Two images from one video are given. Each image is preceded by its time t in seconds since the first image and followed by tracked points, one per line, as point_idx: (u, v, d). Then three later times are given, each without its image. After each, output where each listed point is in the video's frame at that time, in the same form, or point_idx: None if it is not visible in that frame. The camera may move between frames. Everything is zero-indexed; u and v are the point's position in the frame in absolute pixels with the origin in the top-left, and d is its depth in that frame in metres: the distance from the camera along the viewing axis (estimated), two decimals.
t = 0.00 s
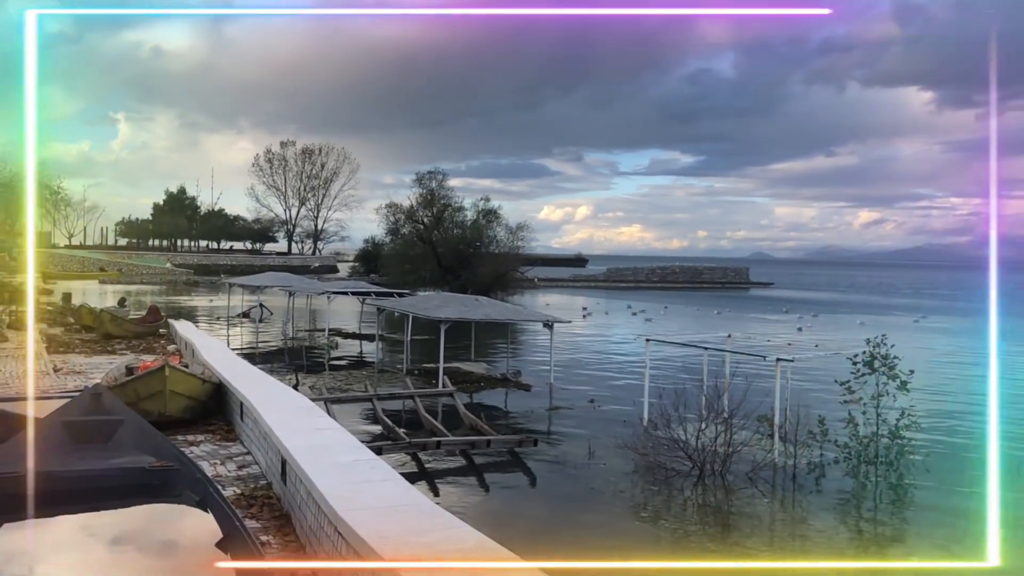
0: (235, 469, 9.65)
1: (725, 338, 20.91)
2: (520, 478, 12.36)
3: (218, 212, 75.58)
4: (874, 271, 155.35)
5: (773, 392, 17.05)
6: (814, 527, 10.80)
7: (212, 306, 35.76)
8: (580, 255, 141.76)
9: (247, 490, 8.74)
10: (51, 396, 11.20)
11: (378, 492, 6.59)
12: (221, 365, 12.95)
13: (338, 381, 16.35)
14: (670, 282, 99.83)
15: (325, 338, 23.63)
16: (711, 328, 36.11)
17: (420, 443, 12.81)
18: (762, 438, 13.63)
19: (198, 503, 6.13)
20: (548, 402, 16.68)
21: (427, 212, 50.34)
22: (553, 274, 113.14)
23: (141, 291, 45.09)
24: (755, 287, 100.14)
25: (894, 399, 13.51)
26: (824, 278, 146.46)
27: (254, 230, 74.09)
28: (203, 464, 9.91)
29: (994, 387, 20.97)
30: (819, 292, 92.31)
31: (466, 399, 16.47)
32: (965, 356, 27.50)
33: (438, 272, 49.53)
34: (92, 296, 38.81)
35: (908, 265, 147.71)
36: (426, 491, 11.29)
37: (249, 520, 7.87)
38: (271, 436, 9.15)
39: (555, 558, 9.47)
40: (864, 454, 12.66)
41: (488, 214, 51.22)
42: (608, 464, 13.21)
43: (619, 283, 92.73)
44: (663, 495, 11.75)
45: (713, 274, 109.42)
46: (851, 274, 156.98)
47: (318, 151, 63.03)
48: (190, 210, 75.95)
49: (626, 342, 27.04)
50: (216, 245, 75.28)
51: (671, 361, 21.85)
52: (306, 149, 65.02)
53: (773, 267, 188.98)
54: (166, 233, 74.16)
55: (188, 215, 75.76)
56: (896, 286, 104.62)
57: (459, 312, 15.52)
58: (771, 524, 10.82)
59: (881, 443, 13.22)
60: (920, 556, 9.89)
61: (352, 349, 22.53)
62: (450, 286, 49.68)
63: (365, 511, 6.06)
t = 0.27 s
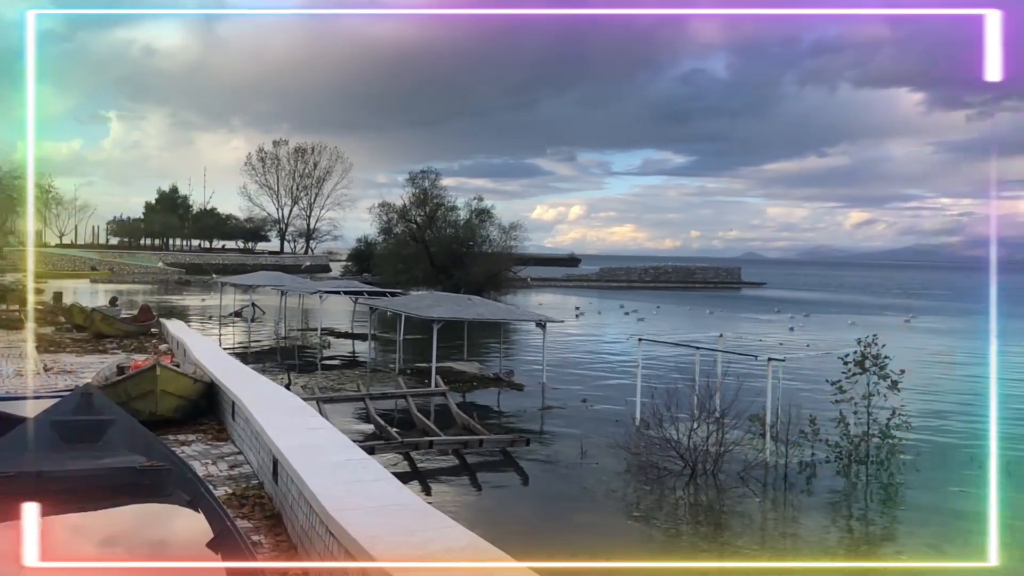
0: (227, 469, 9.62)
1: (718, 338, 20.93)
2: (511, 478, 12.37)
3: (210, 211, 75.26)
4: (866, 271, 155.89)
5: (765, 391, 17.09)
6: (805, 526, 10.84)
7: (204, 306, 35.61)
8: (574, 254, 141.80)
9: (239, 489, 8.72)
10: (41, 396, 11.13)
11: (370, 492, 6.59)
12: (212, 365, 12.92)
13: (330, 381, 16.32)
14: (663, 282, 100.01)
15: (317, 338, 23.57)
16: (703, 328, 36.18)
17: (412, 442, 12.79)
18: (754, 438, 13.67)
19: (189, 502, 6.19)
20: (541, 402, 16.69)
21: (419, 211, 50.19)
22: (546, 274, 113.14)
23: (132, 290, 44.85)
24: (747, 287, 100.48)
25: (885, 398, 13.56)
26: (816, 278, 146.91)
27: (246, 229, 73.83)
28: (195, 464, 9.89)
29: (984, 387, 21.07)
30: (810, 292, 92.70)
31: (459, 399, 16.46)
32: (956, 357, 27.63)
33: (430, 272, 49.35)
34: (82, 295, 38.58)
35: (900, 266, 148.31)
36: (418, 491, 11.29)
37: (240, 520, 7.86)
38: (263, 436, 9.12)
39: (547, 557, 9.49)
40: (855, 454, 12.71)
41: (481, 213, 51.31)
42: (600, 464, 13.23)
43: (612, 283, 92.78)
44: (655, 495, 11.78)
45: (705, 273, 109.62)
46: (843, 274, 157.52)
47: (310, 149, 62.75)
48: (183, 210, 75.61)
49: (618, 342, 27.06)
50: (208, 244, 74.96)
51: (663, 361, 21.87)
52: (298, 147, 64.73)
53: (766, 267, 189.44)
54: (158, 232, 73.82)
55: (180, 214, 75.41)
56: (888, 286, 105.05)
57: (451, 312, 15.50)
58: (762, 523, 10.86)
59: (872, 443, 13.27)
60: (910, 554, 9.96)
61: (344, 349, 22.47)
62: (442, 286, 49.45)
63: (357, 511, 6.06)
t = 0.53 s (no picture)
0: (217, 470, 9.58)
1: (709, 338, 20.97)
2: (503, 478, 12.38)
3: (201, 212, 75.00)
4: (857, 272, 156.59)
5: (756, 392, 17.14)
6: (796, 526, 10.87)
7: (195, 306, 35.48)
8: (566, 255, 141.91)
9: (229, 490, 8.68)
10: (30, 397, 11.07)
11: (361, 492, 6.57)
12: (203, 365, 12.88)
13: (322, 381, 16.29)
14: (655, 283, 100.28)
15: (309, 338, 23.52)
16: (695, 328, 36.30)
17: (404, 443, 12.74)
18: (745, 438, 13.70)
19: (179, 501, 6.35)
20: (533, 402, 16.70)
21: (411, 211, 50.36)
22: (538, 274, 113.32)
23: (124, 291, 44.64)
24: (739, 288, 100.89)
25: (876, 399, 13.61)
26: (808, 279, 147.49)
27: (237, 230, 73.66)
28: (185, 465, 9.84)
29: (973, 387, 21.19)
30: (802, 292, 93.13)
31: (450, 399, 16.45)
32: (946, 357, 27.81)
33: (423, 272, 49.33)
34: (73, 296, 38.38)
35: (891, 266, 149.03)
36: (410, 491, 11.27)
37: (231, 521, 7.83)
38: (254, 436, 9.08)
39: (539, 557, 9.49)
40: (846, 454, 12.76)
41: (474, 214, 51.47)
42: (592, 464, 13.23)
43: (604, 283, 92.92)
44: (647, 495, 11.79)
45: (698, 273, 109.91)
46: (834, 274, 158.16)
47: (302, 149, 62.68)
48: (174, 210, 75.31)
49: (610, 342, 27.12)
50: (199, 245, 74.67)
51: (655, 361, 21.90)
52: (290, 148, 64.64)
53: (758, 267, 190.01)
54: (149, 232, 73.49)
55: (171, 214, 75.11)
56: (879, 287, 105.56)
57: (444, 312, 15.49)
58: (753, 523, 10.89)
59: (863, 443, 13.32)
60: (900, 554, 10.00)
61: (336, 349, 22.43)
62: (435, 287, 49.39)
63: (348, 512, 6.04)
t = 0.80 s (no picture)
0: (209, 470, 9.56)
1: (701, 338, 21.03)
2: (496, 478, 12.38)
3: (194, 211, 74.79)
4: (849, 272, 157.25)
5: (748, 391, 17.19)
6: (788, 526, 10.89)
7: (187, 305, 35.39)
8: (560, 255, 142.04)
9: (221, 491, 8.65)
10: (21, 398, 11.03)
11: (353, 492, 6.57)
12: (195, 365, 12.85)
13: (314, 381, 16.28)
14: (648, 282, 100.55)
15: (302, 338, 23.51)
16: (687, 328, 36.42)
17: (396, 443, 12.74)
18: (737, 437, 13.74)
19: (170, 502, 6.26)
20: (526, 402, 16.72)
21: (405, 212, 50.32)
22: (532, 274, 113.46)
23: (116, 291, 44.51)
24: (732, 288, 101.23)
25: (868, 399, 13.66)
26: (801, 279, 148.02)
27: (230, 230, 73.50)
28: (177, 465, 9.82)
29: (963, 387, 21.31)
30: (794, 292, 93.51)
31: (443, 399, 16.45)
32: (937, 356, 27.97)
33: (416, 272, 49.33)
34: (65, 296, 38.27)
35: (883, 267, 149.66)
36: (403, 492, 11.27)
37: (222, 521, 7.81)
38: (245, 437, 9.06)
39: (531, 557, 9.50)
40: (837, 454, 12.81)
41: (467, 213, 51.42)
42: (585, 464, 13.26)
43: (597, 283, 93.09)
44: (639, 495, 11.81)
45: (690, 273, 110.20)
46: (827, 274, 158.77)
47: (295, 149, 62.60)
48: (166, 209, 75.08)
49: (603, 342, 27.17)
50: (191, 244, 74.47)
51: (648, 361, 21.95)
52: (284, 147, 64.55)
53: (751, 267, 190.55)
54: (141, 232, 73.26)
55: (164, 213, 74.89)
56: (871, 287, 106.03)
57: (436, 312, 15.48)
58: (745, 523, 10.91)
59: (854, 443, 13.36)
60: (891, 553, 10.03)
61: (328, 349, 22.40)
62: (428, 287, 49.46)
63: (339, 512, 6.03)
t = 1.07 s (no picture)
0: (200, 470, 9.52)
1: (693, 338, 21.04)
2: (488, 478, 12.37)
3: (185, 210, 74.42)
4: (841, 273, 157.82)
5: (740, 392, 17.21)
6: (779, 525, 10.92)
7: (177, 305, 35.21)
8: (552, 255, 142.04)
9: (211, 491, 8.61)
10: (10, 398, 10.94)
11: (344, 492, 6.55)
12: (186, 365, 12.78)
13: (306, 381, 16.22)
14: (640, 282, 100.73)
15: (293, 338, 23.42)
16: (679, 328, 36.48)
17: (388, 443, 12.71)
18: (729, 437, 13.77)
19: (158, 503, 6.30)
20: (518, 402, 16.70)
21: (397, 211, 50.22)
22: (524, 274, 113.49)
23: (107, 290, 44.26)
24: (724, 288, 101.51)
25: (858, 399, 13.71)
26: (793, 279, 148.47)
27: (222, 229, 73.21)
28: (167, 465, 9.76)
29: (953, 387, 21.39)
30: (785, 292, 93.86)
31: (435, 399, 16.41)
32: (926, 356, 28.11)
33: (408, 272, 49.29)
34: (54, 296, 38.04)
35: (875, 267, 150.27)
36: (394, 492, 11.24)
37: (213, 521, 7.78)
38: (236, 437, 9.02)
39: (522, 557, 9.49)
40: (828, 454, 12.85)
41: (459, 213, 51.48)
42: (577, 464, 13.25)
43: (589, 283, 93.14)
44: (631, 494, 11.82)
45: (682, 273, 110.35)
46: (818, 275, 159.28)
47: (287, 148, 62.45)
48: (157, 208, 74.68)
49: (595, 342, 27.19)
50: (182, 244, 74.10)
51: (639, 361, 21.95)
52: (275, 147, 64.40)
53: (743, 268, 191.01)
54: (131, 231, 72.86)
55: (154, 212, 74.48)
56: (861, 287, 106.49)
57: (428, 312, 15.44)
58: (737, 522, 10.93)
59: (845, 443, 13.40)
60: (882, 553, 10.06)
61: (319, 349, 22.32)
62: (420, 286, 49.44)
63: (330, 512, 6.00)
